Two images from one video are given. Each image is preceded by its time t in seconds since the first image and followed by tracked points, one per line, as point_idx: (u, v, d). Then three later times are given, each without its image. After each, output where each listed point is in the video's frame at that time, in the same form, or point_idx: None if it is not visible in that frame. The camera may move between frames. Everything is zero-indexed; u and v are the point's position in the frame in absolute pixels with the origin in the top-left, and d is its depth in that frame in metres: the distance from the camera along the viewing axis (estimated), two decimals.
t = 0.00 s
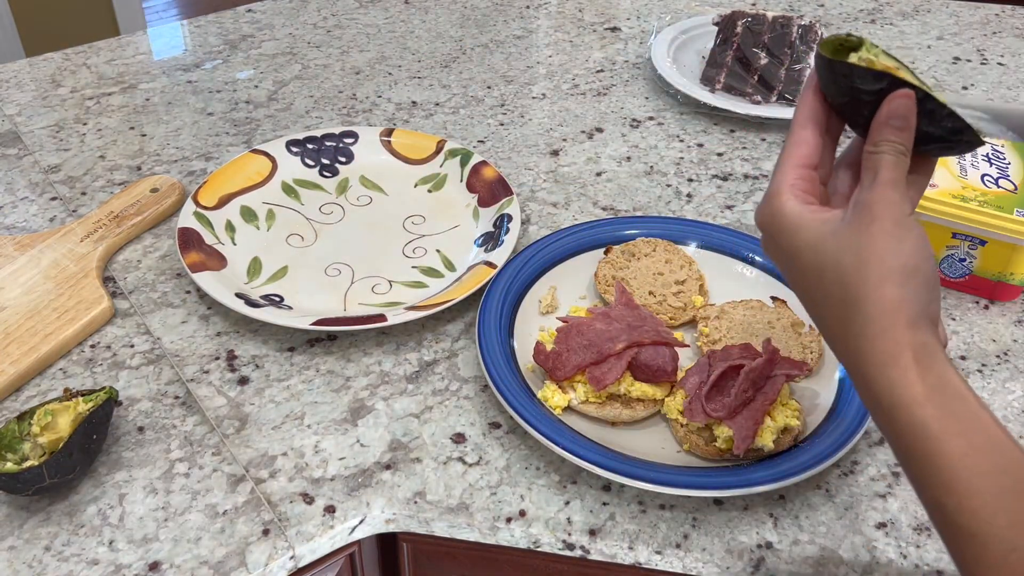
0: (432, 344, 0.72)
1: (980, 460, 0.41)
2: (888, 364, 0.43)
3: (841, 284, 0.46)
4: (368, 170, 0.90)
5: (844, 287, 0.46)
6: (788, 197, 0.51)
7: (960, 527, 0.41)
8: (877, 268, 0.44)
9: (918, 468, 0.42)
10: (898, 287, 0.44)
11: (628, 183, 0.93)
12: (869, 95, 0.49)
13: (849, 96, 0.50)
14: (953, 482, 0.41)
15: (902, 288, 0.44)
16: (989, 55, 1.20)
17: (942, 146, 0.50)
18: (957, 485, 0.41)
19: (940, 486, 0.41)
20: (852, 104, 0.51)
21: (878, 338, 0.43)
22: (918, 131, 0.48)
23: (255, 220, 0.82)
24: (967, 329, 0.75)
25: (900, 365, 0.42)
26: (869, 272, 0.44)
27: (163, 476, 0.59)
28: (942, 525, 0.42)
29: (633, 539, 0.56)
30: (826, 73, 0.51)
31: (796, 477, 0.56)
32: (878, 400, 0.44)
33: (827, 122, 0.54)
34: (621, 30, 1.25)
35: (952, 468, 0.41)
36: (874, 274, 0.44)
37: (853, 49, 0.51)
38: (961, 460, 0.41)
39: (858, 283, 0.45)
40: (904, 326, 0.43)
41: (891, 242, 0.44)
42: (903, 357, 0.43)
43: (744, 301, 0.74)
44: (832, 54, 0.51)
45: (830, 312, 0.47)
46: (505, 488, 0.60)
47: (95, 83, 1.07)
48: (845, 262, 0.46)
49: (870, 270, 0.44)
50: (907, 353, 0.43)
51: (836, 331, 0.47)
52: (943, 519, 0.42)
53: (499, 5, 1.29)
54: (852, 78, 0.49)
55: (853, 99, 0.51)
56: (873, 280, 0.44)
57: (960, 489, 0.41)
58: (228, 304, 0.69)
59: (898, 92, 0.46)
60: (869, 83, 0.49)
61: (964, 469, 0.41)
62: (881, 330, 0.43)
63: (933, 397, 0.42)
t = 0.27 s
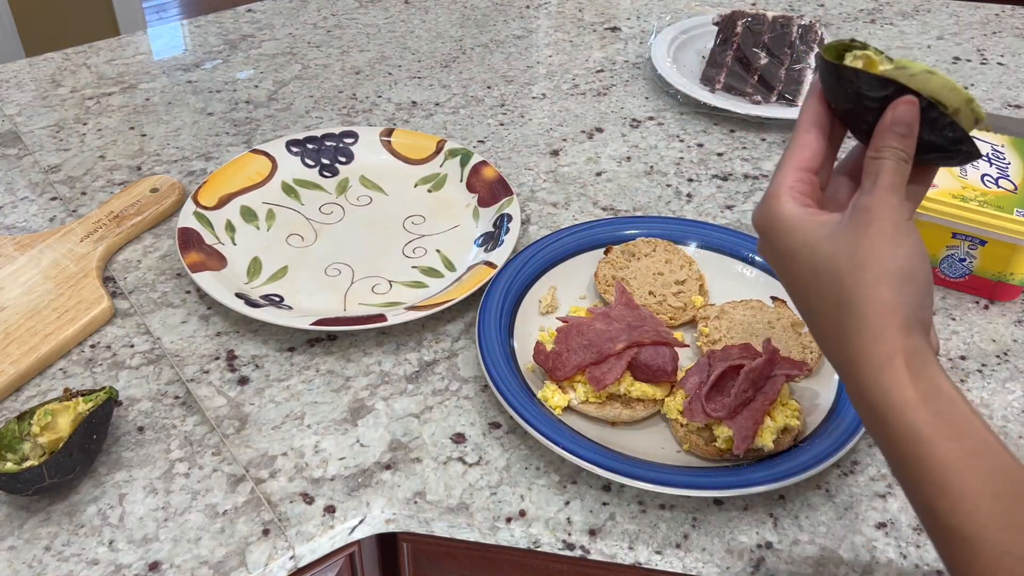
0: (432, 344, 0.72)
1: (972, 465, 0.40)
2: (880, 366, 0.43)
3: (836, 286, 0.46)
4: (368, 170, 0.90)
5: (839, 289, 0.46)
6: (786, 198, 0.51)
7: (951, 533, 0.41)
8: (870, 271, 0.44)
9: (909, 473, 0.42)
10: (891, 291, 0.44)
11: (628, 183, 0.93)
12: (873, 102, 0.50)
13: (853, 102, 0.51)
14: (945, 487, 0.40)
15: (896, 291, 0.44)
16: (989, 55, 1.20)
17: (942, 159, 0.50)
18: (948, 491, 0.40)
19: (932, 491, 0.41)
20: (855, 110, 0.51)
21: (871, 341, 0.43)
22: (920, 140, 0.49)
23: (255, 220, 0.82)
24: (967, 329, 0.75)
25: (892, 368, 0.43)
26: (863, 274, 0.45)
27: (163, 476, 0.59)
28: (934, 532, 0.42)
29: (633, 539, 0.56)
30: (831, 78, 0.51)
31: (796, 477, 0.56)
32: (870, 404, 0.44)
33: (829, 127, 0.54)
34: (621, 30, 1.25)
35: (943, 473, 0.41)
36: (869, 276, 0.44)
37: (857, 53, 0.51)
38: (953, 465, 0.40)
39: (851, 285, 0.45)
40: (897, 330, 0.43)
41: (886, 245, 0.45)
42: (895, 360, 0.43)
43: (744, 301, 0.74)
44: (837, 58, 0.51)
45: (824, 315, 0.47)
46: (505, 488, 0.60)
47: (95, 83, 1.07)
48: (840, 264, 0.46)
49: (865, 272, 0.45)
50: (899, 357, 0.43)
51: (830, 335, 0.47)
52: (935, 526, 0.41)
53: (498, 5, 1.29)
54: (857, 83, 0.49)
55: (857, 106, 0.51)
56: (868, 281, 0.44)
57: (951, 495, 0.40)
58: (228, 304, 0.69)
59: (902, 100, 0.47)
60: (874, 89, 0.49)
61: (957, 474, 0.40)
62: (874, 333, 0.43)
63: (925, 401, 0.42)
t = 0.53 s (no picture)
0: (432, 344, 0.72)
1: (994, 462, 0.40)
2: (903, 357, 0.43)
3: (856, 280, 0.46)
4: (368, 170, 0.90)
5: (858, 282, 0.46)
6: (803, 201, 0.52)
7: (976, 529, 0.40)
8: (891, 263, 0.44)
9: (933, 466, 0.42)
10: (913, 281, 0.43)
11: (628, 183, 0.93)
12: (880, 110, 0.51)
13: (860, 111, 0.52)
14: (968, 483, 0.40)
15: (919, 282, 0.43)
16: (989, 55, 1.20)
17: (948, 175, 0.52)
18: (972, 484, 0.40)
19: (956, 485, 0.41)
20: (863, 116, 0.53)
21: (892, 332, 0.43)
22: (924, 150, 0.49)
23: (255, 220, 0.82)
24: (967, 329, 0.75)
25: (914, 358, 0.42)
26: (883, 265, 0.45)
27: (163, 476, 0.59)
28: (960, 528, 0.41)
29: (633, 539, 0.56)
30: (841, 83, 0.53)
31: (795, 477, 0.56)
32: (893, 397, 0.43)
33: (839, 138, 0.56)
34: (621, 30, 1.25)
35: (966, 467, 0.40)
36: (888, 269, 0.44)
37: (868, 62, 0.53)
38: (976, 459, 0.40)
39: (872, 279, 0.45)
40: (920, 322, 0.43)
41: (906, 237, 0.45)
42: (917, 351, 0.42)
43: (744, 301, 0.74)
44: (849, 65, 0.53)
45: (846, 309, 0.47)
46: (505, 488, 0.60)
47: (95, 82, 1.07)
48: (859, 258, 0.46)
49: (885, 264, 0.45)
50: (923, 349, 0.42)
51: (853, 328, 0.47)
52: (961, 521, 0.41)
53: (499, 5, 1.29)
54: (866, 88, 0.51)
55: (865, 112, 0.52)
56: (889, 273, 0.44)
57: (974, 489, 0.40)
58: (228, 304, 0.69)
59: (905, 105, 0.49)
60: (881, 96, 0.51)
61: (980, 469, 0.40)
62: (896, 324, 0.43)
63: (949, 392, 0.41)
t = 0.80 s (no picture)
0: (432, 344, 0.72)
1: None
2: (978, 325, 0.44)
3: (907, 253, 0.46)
4: (368, 170, 0.90)
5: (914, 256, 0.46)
6: (825, 191, 0.52)
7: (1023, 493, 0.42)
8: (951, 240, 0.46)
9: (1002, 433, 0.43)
10: (972, 260, 0.45)
11: (628, 183, 0.93)
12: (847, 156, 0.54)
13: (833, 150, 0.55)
14: None
15: (975, 262, 0.45)
16: (989, 55, 1.20)
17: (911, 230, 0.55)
18: None
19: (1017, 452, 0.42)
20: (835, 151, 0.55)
21: (961, 302, 0.44)
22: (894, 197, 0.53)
23: (255, 220, 0.82)
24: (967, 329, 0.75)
25: (985, 327, 0.44)
26: (941, 234, 0.46)
27: (163, 476, 0.59)
28: (996, 493, 0.44)
29: (633, 539, 0.56)
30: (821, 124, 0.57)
31: (795, 477, 0.56)
32: (959, 365, 0.44)
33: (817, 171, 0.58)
34: (621, 30, 1.25)
35: None
36: (944, 237, 0.46)
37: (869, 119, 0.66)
38: None
39: (934, 250, 0.45)
40: (983, 287, 0.45)
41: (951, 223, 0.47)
42: (986, 319, 0.44)
43: (744, 301, 0.74)
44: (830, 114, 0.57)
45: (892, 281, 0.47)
46: (505, 488, 0.60)
47: (95, 82, 1.07)
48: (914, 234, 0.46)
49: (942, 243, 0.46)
50: (990, 312, 0.44)
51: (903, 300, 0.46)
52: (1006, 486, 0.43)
53: (499, 5, 1.29)
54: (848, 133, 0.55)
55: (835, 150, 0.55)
56: (944, 241, 0.46)
57: None
58: (228, 304, 0.69)
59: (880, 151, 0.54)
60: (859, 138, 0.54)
61: None
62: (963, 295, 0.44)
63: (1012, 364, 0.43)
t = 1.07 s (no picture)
0: (433, 344, 0.72)
1: None
2: (942, 337, 0.43)
3: (872, 272, 0.45)
4: (369, 170, 0.90)
5: (879, 276, 0.45)
6: (790, 218, 0.51)
7: (998, 502, 0.42)
8: (915, 256, 0.45)
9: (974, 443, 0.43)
10: (935, 273, 0.45)
11: (628, 183, 0.93)
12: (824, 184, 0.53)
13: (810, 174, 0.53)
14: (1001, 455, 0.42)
15: (939, 275, 0.45)
16: (989, 55, 1.20)
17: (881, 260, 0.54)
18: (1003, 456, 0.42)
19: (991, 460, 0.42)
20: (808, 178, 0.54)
21: (926, 315, 0.44)
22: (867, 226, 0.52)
23: (255, 220, 0.82)
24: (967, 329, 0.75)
25: (951, 339, 0.43)
26: (905, 252, 0.45)
27: (163, 476, 0.59)
28: (973, 502, 0.43)
29: (633, 539, 0.56)
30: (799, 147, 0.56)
31: (796, 477, 0.56)
32: (926, 378, 0.44)
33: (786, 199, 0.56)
34: (621, 30, 1.25)
35: (998, 443, 0.42)
36: (909, 255, 0.45)
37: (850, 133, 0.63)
38: (1003, 433, 0.42)
39: (900, 269, 0.45)
40: (946, 306, 0.44)
41: (914, 241, 0.46)
42: (951, 331, 0.43)
43: (744, 301, 0.74)
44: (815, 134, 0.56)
45: (859, 301, 0.46)
46: (505, 487, 0.60)
47: (95, 82, 1.07)
48: (879, 255, 0.46)
49: (908, 259, 0.45)
50: (952, 329, 0.44)
51: (868, 319, 0.46)
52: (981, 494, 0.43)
53: (499, 5, 1.29)
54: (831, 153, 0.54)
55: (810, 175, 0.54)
56: (909, 260, 0.45)
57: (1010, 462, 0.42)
58: (228, 304, 0.69)
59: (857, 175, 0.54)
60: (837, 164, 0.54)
61: (1009, 444, 0.42)
62: (926, 309, 0.44)
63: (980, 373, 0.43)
